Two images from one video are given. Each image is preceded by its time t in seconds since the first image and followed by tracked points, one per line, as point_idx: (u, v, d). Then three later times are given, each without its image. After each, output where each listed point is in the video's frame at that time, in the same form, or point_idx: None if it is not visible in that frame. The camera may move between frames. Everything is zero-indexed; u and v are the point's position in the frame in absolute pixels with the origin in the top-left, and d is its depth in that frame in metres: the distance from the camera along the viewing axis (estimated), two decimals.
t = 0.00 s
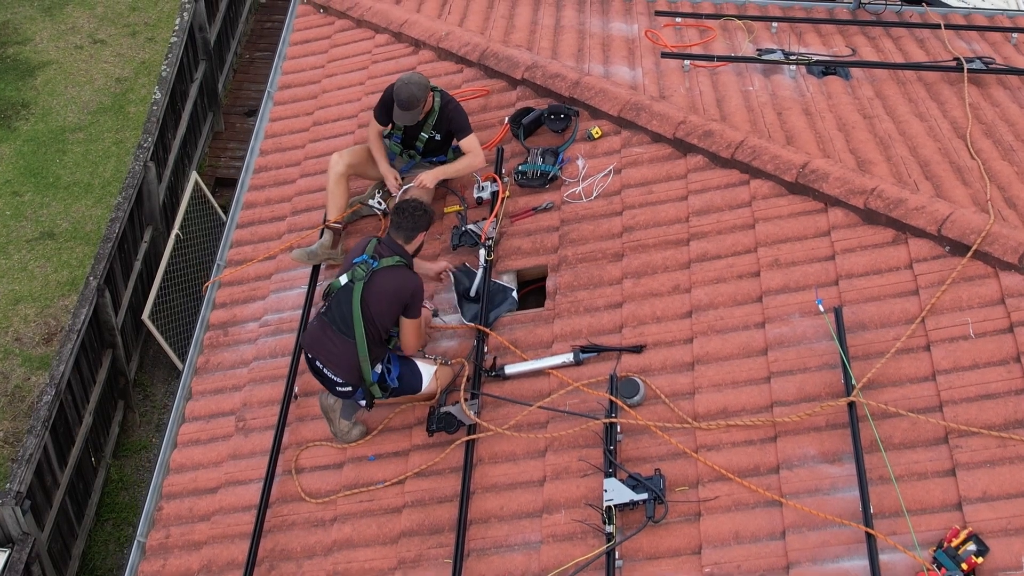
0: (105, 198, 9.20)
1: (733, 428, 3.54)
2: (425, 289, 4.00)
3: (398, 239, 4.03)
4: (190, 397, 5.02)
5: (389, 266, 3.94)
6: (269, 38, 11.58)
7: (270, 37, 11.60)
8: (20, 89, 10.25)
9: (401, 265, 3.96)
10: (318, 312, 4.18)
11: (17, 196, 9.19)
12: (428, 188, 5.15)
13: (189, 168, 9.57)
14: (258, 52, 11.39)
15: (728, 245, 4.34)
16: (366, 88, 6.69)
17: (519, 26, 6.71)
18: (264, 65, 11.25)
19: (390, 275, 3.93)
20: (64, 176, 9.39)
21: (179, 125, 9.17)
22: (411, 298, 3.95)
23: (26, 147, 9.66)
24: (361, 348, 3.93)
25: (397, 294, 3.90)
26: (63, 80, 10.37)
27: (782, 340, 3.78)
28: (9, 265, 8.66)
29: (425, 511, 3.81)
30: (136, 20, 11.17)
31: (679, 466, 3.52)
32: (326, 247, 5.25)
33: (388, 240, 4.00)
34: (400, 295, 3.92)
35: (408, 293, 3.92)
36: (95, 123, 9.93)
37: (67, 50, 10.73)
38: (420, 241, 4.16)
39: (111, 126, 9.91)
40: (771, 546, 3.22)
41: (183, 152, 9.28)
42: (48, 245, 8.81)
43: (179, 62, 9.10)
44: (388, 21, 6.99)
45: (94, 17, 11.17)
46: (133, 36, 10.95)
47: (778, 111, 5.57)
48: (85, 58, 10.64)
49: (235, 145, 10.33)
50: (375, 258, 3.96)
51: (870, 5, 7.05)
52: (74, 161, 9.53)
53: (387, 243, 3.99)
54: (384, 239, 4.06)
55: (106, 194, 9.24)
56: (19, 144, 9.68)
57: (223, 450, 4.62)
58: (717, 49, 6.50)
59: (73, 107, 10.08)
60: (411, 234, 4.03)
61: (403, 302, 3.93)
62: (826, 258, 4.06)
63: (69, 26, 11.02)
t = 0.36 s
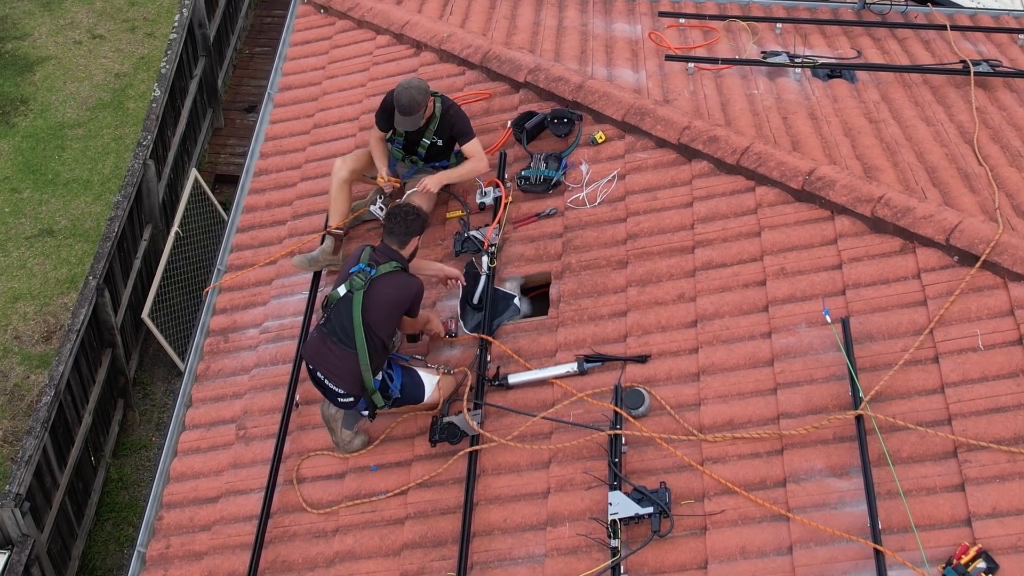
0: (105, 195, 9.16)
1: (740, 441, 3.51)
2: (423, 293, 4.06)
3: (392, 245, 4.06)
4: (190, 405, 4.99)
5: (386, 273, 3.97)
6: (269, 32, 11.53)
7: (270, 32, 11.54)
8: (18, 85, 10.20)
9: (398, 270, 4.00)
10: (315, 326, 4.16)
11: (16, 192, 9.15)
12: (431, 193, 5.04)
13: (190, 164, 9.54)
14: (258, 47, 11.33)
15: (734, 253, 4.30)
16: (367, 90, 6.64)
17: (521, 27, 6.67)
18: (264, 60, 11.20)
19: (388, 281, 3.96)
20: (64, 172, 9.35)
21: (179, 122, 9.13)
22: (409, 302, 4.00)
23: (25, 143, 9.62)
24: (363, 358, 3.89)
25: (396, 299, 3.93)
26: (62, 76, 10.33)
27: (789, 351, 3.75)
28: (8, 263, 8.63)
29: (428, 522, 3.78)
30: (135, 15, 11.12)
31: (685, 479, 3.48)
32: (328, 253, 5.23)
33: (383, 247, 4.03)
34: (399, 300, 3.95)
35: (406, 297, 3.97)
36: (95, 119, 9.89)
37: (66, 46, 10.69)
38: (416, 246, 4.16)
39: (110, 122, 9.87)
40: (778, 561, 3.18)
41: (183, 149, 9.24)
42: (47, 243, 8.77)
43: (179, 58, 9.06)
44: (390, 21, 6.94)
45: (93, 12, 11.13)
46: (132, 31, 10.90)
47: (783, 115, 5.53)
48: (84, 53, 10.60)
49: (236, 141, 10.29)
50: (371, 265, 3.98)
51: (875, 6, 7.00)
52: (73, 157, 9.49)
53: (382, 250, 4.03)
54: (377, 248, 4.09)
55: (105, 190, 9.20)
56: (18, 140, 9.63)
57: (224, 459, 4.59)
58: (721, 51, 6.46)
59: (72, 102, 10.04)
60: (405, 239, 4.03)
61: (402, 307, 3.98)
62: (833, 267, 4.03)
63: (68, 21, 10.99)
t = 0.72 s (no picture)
0: (104, 187, 9.11)
1: (746, 449, 3.47)
2: (423, 294, 4.02)
3: (392, 246, 4.00)
4: (190, 407, 4.95)
5: (387, 274, 3.92)
6: (269, 22, 11.46)
7: (270, 22, 11.47)
8: (16, 76, 10.14)
9: (399, 272, 3.96)
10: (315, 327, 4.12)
11: (14, 184, 9.11)
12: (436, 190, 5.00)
13: (189, 155, 9.50)
14: (258, 38, 11.27)
15: (740, 256, 4.26)
16: (368, 87, 6.59)
17: (523, 23, 6.60)
18: (264, 51, 11.14)
19: (389, 283, 3.92)
20: (62, 164, 9.29)
21: (178, 114, 9.08)
22: (410, 304, 3.97)
23: (24, 134, 9.56)
24: (363, 361, 3.85)
25: (397, 301, 3.89)
26: (61, 66, 10.26)
27: (796, 357, 3.71)
28: (7, 255, 8.59)
29: (431, 530, 3.74)
30: (134, 5, 11.06)
31: (691, 488, 3.45)
32: (330, 254, 5.20)
33: (384, 248, 3.97)
34: (400, 302, 3.91)
35: (407, 299, 3.93)
36: (93, 110, 9.83)
37: (64, 36, 10.62)
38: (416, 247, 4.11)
39: (109, 113, 9.80)
40: (785, 572, 3.15)
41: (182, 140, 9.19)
42: (47, 235, 8.73)
43: (178, 49, 9.01)
44: (391, 17, 6.88)
45: (92, 2, 11.06)
46: (131, 21, 10.84)
47: (789, 115, 5.48)
48: (82, 43, 10.54)
49: (235, 132, 10.23)
50: (372, 267, 3.93)
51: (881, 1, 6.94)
52: (72, 149, 9.43)
53: (382, 251, 3.97)
54: (377, 248, 4.04)
55: (104, 182, 9.15)
56: (16, 132, 9.58)
57: (224, 463, 4.55)
58: (725, 48, 6.40)
59: (70, 93, 9.97)
60: (404, 240, 3.98)
61: (402, 309, 3.94)
62: (840, 271, 3.98)
63: (66, 11, 10.92)
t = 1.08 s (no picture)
0: (103, 176, 9.05)
1: (753, 455, 3.43)
2: (425, 298, 3.98)
3: (393, 248, 3.96)
4: (190, 408, 4.92)
5: (388, 277, 3.88)
6: (268, 10, 11.37)
7: (269, 10, 11.38)
8: (14, 65, 10.06)
9: (400, 275, 3.92)
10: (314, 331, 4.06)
11: (12, 174, 9.05)
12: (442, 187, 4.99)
13: (189, 146, 9.43)
14: (257, 26, 11.19)
15: (746, 258, 4.22)
16: (369, 82, 6.53)
17: (526, 17, 6.53)
18: (263, 39, 11.06)
19: (390, 286, 3.88)
20: (61, 154, 9.23)
21: (177, 103, 9.02)
22: (411, 307, 3.93)
23: (22, 123, 9.50)
24: (363, 364, 3.80)
25: (398, 304, 3.85)
26: (59, 55, 10.18)
27: (803, 362, 3.67)
28: (5, 246, 8.55)
29: (434, 536, 3.71)
30: None
31: (697, 495, 3.41)
32: (331, 254, 5.15)
33: (385, 250, 3.93)
34: (401, 305, 3.87)
35: (408, 303, 3.89)
36: (92, 99, 9.75)
37: (62, 25, 10.54)
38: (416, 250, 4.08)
39: (107, 102, 9.73)
40: None
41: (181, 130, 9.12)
42: (46, 225, 8.68)
43: (177, 39, 8.93)
44: (392, 11, 6.81)
45: None
46: (129, 10, 10.76)
47: (794, 112, 5.43)
48: (80, 31, 10.46)
49: (235, 122, 10.17)
50: (373, 270, 3.89)
51: None
52: (70, 138, 9.37)
53: (383, 254, 3.93)
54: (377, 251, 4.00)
55: (103, 172, 9.09)
56: (14, 121, 9.51)
57: (224, 466, 4.52)
58: (730, 43, 6.35)
59: (69, 82, 9.90)
60: (405, 242, 3.93)
61: (403, 312, 3.90)
62: (847, 274, 3.94)
63: None
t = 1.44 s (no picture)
0: (101, 163, 8.99)
1: (757, 459, 3.40)
2: (428, 300, 3.94)
3: (396, 248, 3.91)
4: (189, 406, 4.89)
5: (392, 279, 3.84)
6: None
7: None
8: (12, 50, 9.98)
9: (404, 276, 3.87)
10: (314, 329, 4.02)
11: (10, 160, 9.00)
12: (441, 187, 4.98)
13: (188, 133, 9.36)
14: (256, 11, 11.10)
15: (750, 257, 4.17)
16: (369, 74, 6.47)
17: (527, 8, 6.45)
18: (262, 24, 10.97)
19: (394, 287, 3.84)
20: (59, 140, 9.17)
21: (176, 91, 8.95)
22: (414, 309, 3.89)
23: (19, 109, 9.43)
24: (365, 366, 3.76)
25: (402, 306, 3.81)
26: (56, 40, 10.10)
27: (808, 364, 3.63)
28: (3, 233, 8.50)
29: (435, 539, 3.68)
30: None
31: (700, 499, 3.38)
32: (331, 250, 5.09)
33: (388, 251, 3.87)
34: (405, 307, 3.84)
35: (411, 305, 3.85)
36: (90, 85, 9.68)
37: (59, 10, 10.45)
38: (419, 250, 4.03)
39: (105, 88, 9.65)
40: None
41: (179, 117, 9.05)
42: (44, 212, 8.63)
43: (175, 26, 8.85)
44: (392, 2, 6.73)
45: None
46: None
47: (799, 107, 5.37)
48: (78, 16, 10.37)
49: (234, 108, 10.10)
50: (377, 270, 3.84)
51: None
52: (68, 125, 9.30)
53: (387, 254, 3.88)
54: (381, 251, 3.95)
55: (101, 159, 9.03)
56: (12, 107, 9.45)
57: (224, 465, 4.49)
58: (733, 35, 6.28)
59: (67, 68, 9.83)
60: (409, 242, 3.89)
61: (406, 314, 3.87)
62: (853, 274, 3.90)
63: None
